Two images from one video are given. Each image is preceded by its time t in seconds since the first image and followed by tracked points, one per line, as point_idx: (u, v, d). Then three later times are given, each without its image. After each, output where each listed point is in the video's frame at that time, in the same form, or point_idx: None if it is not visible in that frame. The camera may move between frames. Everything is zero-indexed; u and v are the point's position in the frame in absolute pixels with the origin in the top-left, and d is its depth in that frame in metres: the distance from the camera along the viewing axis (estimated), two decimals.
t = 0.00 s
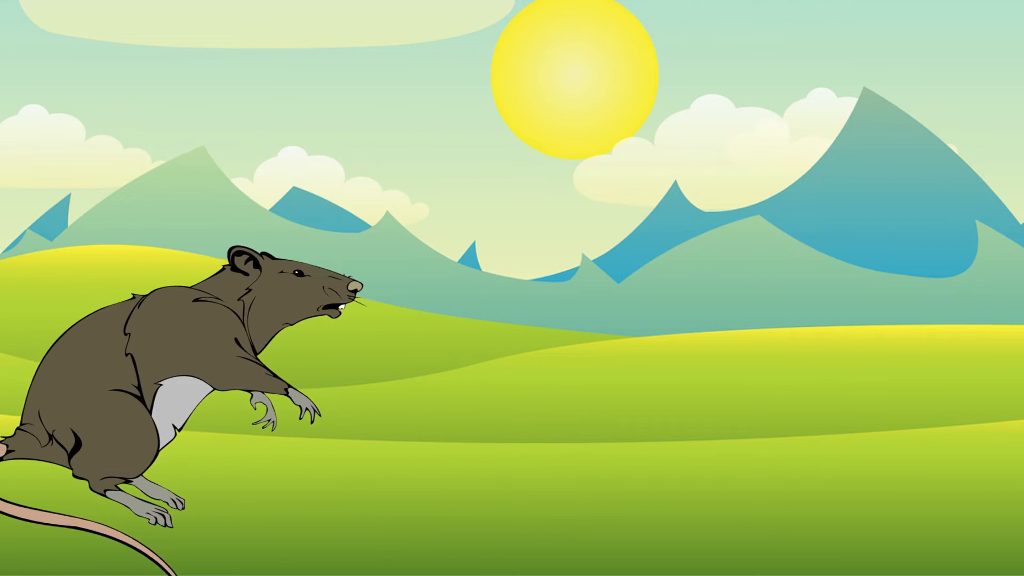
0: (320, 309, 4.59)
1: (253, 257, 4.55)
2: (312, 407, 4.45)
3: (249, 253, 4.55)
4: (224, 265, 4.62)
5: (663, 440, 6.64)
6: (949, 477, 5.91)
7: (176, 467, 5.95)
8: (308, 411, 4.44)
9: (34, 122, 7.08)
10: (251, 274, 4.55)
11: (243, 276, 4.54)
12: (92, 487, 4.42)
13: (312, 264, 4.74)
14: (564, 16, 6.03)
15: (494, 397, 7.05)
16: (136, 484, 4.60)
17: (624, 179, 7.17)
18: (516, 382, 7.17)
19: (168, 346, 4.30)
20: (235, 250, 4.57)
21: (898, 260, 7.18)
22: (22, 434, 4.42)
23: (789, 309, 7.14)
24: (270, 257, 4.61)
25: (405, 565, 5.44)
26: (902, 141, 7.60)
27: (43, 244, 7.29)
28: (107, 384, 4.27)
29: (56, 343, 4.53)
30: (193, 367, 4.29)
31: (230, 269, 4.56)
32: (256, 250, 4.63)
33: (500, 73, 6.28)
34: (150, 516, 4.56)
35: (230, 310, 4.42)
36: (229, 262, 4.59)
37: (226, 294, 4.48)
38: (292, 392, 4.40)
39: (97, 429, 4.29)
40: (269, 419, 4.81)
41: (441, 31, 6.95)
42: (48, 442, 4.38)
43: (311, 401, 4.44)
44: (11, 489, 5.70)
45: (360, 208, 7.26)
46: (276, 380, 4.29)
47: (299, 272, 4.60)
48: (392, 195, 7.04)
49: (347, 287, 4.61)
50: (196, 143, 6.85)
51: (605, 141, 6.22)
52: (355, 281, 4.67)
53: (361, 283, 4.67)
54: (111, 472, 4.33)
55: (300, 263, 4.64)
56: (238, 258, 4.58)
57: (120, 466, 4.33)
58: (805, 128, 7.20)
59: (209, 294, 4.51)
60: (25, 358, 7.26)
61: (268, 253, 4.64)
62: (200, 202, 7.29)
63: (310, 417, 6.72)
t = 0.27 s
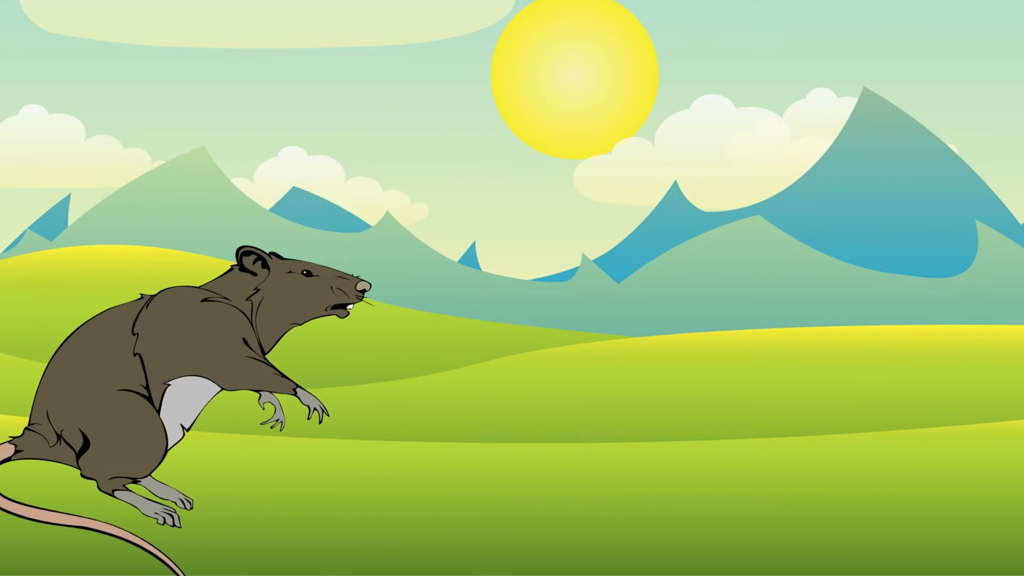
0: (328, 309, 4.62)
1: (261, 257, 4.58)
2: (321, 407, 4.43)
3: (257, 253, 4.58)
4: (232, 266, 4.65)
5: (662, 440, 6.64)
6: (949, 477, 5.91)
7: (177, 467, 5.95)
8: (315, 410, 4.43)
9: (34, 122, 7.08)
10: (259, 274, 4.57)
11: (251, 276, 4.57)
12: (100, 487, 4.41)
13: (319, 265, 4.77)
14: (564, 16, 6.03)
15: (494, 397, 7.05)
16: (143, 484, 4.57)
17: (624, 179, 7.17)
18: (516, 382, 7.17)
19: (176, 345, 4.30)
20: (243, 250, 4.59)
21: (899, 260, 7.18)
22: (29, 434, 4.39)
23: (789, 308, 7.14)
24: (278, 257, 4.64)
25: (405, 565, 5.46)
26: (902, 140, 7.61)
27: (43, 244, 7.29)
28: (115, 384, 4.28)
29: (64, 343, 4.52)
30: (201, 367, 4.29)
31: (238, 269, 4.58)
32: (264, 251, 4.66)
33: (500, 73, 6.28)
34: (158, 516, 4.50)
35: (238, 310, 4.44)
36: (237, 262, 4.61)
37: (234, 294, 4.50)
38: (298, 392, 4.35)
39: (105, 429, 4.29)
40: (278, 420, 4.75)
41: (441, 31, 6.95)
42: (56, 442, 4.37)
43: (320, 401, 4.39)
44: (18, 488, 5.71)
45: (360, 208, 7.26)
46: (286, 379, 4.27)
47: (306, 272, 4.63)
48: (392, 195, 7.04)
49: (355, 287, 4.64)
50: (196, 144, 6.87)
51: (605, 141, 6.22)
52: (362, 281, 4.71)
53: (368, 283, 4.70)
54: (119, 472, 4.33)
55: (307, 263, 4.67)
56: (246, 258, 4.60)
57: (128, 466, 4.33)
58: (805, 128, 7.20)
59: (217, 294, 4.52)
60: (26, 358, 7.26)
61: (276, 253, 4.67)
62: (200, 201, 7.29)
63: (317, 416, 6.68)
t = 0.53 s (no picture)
0: (336, 309, 4.64)
1: (270, 257, 4.60)
2: (328, 407, 4.48)
3: (265, 253, 4.60)
4: (240, 266, 4.67)
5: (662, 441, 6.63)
6: (950, 477, 5.91)
7: (178, 467, 5.95)
8: (324, 411, 4.46)
9: (34, 122, 7.09)
10: (268, 274, 4.59)
11: (260, 276, 4.59)
12: (109, 487, 4.41)
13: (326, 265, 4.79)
14: (563, 16, 6.03)
15: (494, 397, 7.05)
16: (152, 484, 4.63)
17: (624, 179, 7.17)
18: (516, 382, 7.17)
19: (189, 346, 4.31)
20: (251, 250, 4.61)
21: (899, 260, 7.18)
22: (39, 434, 4.43)
23: (789, 309, 7.14)
24: (286, 258, 4.67)
25: (404, 565, 5.46)
26: (902, 141, 7.63)
27: (43, 244, 7.28)
28: (124, 384, 4.27)
29: (72, 343, 4.53)
30: (209, 367, 4.30)
31: (247, 269, 4.61)
32: (272, 251, 4.68)
33: (500, 73, 6.28)
34: (166, 515, 4.55)
35: (247, 310, 4.46)
36: (245, 262, 4.63)
37: (243, 294, 4.52)
38: (307, 392, 4.39)
39: (115, 429, 4.29)
40: (286, 419, 4.86)
41: (441, 31, 6.95)
42: (65, 442, 4.38)
43: (328, 400, 4.45)
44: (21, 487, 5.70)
45: (360, 208, 7.25)
46: (293, 379, 4.30)
47: (315, 272, 4.65)
48: (392, 195, 7.03)
49: (363, 287, 4.66)
50: (196, 143, 6.87)
51: (605, 141, 6.22)
52: (370, 282, 4.74)
53: (376, 284, 4.73)
54: (128, 472, 4.32)
55: (316, 263, 4.69)
56: (255, 258, 4.62)
57: (137, 466, 4.32)
58: (805, 128, 7.20)
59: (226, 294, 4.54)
60: (26, 358, 7.26)
61: (284, 254, 4.69)
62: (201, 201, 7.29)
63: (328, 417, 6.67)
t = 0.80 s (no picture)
0: (345, 309, 4.63)
1: (278, 257, 4.59)
2: (337, 406, 4.51)
3: (273, 253, 4.58)
4: (248, 265, 4.66)
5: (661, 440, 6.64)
6: (947, 477, 5.94)
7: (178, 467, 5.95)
8: (331, 410, 4.51)
9: (34, 122, 7.08)
10: (276, 274, 4.59)
11: (268, 276, 4.58)
12: (116, 487, 4.44)
13: (334, 264, 4.77)
14: (564, 17, 6.04)
15: (494, 397, 7.06)
16: (159, 484, 4.61)
17: (625, 180, 7.20)
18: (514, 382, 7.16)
19: (196, 346, 4.31)
20: (259, 250, 4.59)
21: (900, 260, 7.20)
22: (47, 434, 4.46)
23: (789, 309, 7.15)
24: (294, 257, 4.65)
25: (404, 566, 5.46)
26: (902, 141, 7.64)
27: (43, 244, 7.28)
28: (132, 384, 4.28)
29: (80, 343, 4.55)
30: (217, 367, 4.31)
31: (255, 269, 4.60)
32: (280, 251, 4.67)
33: (500, 73, 6.28)
34: (174, 515, 4.57)
35: (255, 310, 4.45)
36: (253, 262, 4.62)
37: (251, 294, 4.51)
38: (315, 392, 4.43)
39: (122, 429, 4.31)
40: (292, 419, 4.84)
41: (442, 31, 6.95)
42: (73, 442, 4.41)
43: (336, 401, 4.48)
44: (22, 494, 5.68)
45: (360, 208, 7.24)
46: (302, 379, 4.31)
47: (323, 272, 4.64)
48: (392, 195, 7.08)
49: (371, 287, 4.65)
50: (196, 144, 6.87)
51: (605, 141, 6.23)
52: (378, 282, 4.73)
53: (384, 284, 4.72)
54: (135, 471, 4.36)
55: (324, 263, 4.68)
56: (263, 258, 4.61)
57: (144, 466, 4.36)
58: (805, 128, 7.22)
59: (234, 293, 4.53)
60: (25, 358, 7.26)
61: (292, 253, 4.68)
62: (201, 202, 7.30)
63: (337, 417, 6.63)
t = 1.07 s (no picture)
0: (353, 309, 4.62)
1: (287, 257, 4.58)
2: (345, 406, 4.45)
3: (282, 253, 4.57)
4: (256, 265, 4.65)
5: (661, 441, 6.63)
6: (948, 478, 5.90)
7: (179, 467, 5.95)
8: (341, 411, 4.44)
9: (34, 122, 7.09)
10: (284, 274, 4.58)
11: (276, 276, 4.58)
12: (125, 487, 4.44)
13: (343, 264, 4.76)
14: (564, 17, 6.03)
15: (493, 397, 7.04)
16: (168, 484, 4.64)
17: (624, 180, 7.18)
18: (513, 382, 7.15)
19: (204, 346, 4.31)
20: (267, 250, 4.59)
21: (899, 260, 7.18)
22: (55, 434, 4.46)
23: (789, 309, 7.14)
24: (302, 257, 4.65)
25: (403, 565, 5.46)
26: (902, 141, 7.63)
27: (43, 244, 7.28)
28: (141, 384, 4.28)
29: (88, 343, 4.55)
30: (226, 368, 4.30)
31: (263, 269, 4.59)
32: (288, 250, 4.66)
33: (500, 73, 6.28)
34: (182, 515, 4.55)
35: (263, 310, 4.45)
36: (262, 262, 4.62)
37: (259, 294, 4.51)
38: (324, 392, 4.38)
39: (130, 430, 4.32)
40: (302, 419, 4.80)
41: (441, 31, 6.95)
42: (81, 442, 4.41)
43: (344, 400, 4.42)
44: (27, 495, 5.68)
45: (360, 208, 7.24)
46: (309, 379, 4.29)
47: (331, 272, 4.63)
48: (392, 195, 7.06)
49: (380, 288, 4.64)
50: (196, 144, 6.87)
51: (605, 141, 6.22)
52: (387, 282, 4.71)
53: (393, 284, 4.70)
54: (144, 472, 4.36)
55: (332, 263, 4.67)
56: (272, 258, 4.60)
57: (152, 466, 4.36)
58: (805, 128, 7.20)
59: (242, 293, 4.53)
60: (26, 358, 7.25)
61: (301, 253, 4.67)
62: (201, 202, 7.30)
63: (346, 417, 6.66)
